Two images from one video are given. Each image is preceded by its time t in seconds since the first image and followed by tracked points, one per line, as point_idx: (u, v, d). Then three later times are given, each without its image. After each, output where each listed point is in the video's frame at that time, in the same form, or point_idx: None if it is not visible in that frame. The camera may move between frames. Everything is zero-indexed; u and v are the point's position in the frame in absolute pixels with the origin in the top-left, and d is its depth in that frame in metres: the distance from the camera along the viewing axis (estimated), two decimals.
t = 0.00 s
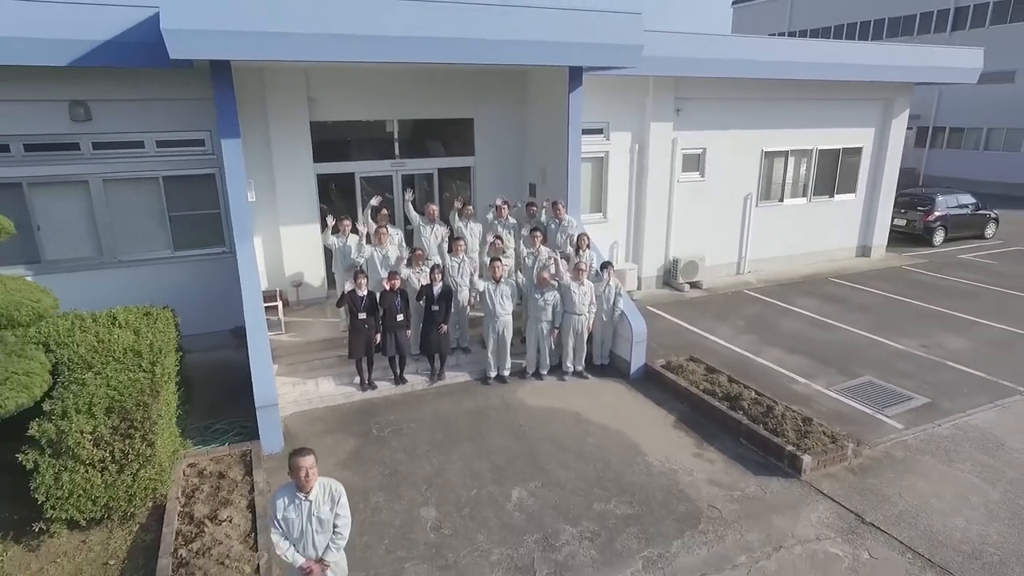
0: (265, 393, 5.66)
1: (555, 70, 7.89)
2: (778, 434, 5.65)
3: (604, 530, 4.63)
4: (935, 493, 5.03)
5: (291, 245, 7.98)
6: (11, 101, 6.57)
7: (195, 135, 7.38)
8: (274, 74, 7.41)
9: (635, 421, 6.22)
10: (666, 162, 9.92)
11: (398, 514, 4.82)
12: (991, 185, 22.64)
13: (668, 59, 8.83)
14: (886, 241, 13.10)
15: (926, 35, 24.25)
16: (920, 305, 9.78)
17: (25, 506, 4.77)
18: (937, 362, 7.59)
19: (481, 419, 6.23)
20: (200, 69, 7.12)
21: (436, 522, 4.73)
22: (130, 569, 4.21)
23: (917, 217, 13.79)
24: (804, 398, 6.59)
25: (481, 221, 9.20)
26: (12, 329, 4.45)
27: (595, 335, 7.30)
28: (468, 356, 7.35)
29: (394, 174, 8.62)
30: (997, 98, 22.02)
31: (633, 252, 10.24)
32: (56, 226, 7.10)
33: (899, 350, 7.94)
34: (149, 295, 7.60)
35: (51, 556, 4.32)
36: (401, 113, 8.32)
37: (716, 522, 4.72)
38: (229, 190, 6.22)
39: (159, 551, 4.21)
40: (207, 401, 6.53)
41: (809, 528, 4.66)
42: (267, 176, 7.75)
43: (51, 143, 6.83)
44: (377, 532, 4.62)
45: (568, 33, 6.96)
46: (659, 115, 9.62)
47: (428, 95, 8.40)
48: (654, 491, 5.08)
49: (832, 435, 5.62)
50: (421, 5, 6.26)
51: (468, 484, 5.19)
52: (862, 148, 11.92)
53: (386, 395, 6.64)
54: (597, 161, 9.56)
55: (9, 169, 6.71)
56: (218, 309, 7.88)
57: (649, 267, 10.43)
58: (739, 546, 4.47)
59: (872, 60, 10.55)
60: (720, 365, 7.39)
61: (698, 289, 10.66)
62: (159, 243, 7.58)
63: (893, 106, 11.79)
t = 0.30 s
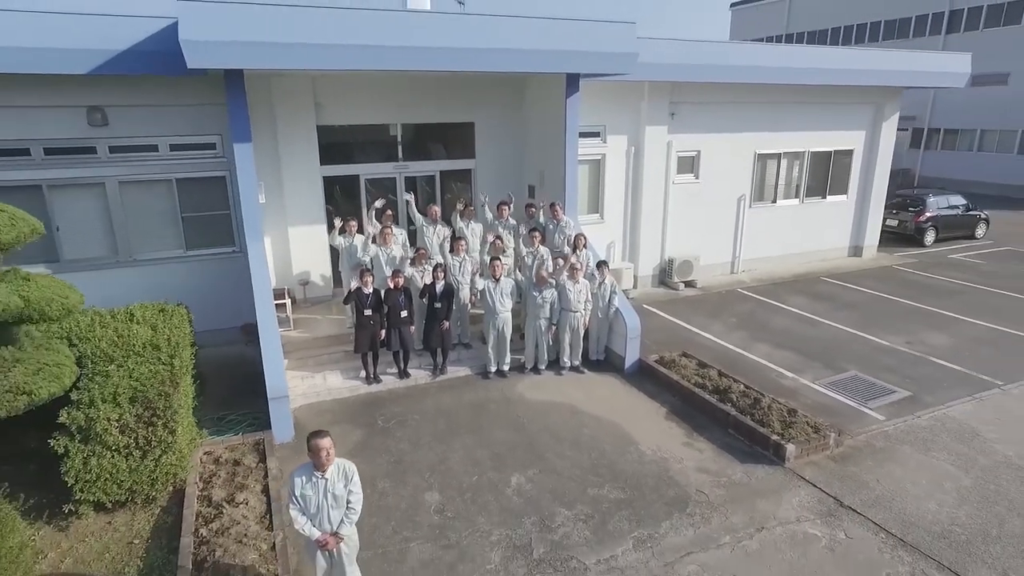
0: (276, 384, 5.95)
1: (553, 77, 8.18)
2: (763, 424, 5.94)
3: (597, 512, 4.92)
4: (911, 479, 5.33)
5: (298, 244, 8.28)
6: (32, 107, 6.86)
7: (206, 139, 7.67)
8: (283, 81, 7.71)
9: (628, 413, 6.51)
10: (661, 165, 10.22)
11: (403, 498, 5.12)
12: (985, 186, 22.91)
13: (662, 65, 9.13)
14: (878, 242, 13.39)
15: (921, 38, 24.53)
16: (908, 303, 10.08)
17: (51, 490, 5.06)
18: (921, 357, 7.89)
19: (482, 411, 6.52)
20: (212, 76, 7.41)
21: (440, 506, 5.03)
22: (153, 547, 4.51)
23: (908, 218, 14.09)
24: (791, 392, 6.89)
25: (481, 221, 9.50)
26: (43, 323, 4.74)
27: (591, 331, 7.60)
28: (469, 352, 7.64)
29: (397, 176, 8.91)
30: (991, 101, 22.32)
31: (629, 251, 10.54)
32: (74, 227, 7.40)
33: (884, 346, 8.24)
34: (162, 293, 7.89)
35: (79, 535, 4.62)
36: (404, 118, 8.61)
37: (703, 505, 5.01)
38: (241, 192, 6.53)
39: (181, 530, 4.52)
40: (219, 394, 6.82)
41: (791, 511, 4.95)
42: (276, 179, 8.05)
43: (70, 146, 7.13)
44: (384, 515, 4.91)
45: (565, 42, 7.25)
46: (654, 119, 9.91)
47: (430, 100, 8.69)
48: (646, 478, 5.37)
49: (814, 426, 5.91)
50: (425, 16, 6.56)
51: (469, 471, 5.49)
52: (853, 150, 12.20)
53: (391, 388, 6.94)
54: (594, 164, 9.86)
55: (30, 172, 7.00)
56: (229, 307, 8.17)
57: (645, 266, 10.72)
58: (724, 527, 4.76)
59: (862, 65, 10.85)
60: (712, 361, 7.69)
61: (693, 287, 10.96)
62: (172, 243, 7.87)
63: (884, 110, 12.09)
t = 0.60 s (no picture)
0: (287, 376, 6.24)
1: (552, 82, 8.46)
2: (751, 416, 6.23)
3: (592, 497, 5.21)
4: (889, 466, 5.61)
5: (305, 244, 8.57)
6: (51, 112, 7.16)
7: (218, 142, 7.95)
8: (291, 86, 8.01)
9: (623, 405, 6.80)
10: (656, 167, 10.51)
11: (408, 484, 5.41)
12: (979, 187, 23.19)
13: (657, 70, 9.42)
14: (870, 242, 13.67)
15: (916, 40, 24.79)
16: (896, 301, 10.37)
17: (76, 476, 5.36)
18: (906, 353, 8.18)
19: (483, 403, 6.81)
20: (223, 82, 7.71)
21: (443, 491, 5.32)
22: (174, 527, 4.82)
23: (900, 218, 14.38)
24: (779, 385, 7.18)
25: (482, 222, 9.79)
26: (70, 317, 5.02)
27: (588, 327, 7.89)
28: (471, 348, 7.89)
29: (400, 178, 9.20)
30: (985, 103, 22.61)
31: (625, 251, 10.83)
32: (91, 227, 7.69)
33: (871, 342, 8.53)
34: (174, 290, 8.19)
35: (104, 517, 4.92)
36: (407, 121, 8.90)
37: (691, 490, 5.30)
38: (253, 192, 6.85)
39: (200, 512, 4.82)
40: (231, 387, 7.12)
41: (774, 496, 5.24)
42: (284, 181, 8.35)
43: (87, 149, 7.42)
44: (390, 499, 5.20)
45: (562, 50, 7.55)
46: (650, 122, 10.20)
47: (433, 104, 8.97)
48: (638, 465, 5.66)
49: (799, 417, 6.20)
50: (428, 26, 6.87)
51: (471, 459, 5.78)
52: (845, 152, 12.49)
53: (395, 382, 7.23)
54: (591, 166, 10.15)
55: (49, 174, 7.30)
56: (238, 304, 8.47)
57: (641, 265, 11.02)
58: (711, 510, 5.05)
59: (851, 70, 11.14)
60: (704, 356, 7.98)
61: (688, 286, 11.25)
62: (184, 242, 8.16)
63: (874, 113, 12.39)
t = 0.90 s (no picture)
0: (296, 370, 6.53)
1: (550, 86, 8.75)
2: (739, 408, 6.53)
3: (586, 483, 5.51)
4: (869, 455, 5.91)
5: (311, 244, 8.86)
6: (68, 117, 7.45)
7: (227, 146, 8.24)
8: (299, 92, 8.30)
9: (617, 398, 7.10)
10: (652, 169, 10.80)
11: (412, 471, 5.71)
12: (974, 188, 23.48)
13: (652, 75, 9.72)
14: (862, 242, 13.96)
15: (911, 43, 25.09)
16: (885, 300, 10.66)
17: (98, 463, 5.67)
18: (892, 349, 8.47)
19: (483, 397, 7.11)
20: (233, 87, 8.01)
21: (445, 478, 5.62)
22: (192, 510, 5.12)
23: (892, 219, 14.67)
24: (768, 380, 7.48)
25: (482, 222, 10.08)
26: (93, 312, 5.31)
27: (584, 324, 8.19)
28: (471, 343, 8.26)
29: (403, 180, 9.49)
30: (980, 105, 22.89)
31: (622, 251, 11.13)
32: (105, 227, 8.00)
33: (859, 339, 8.82)
34: (185, 289, 8.48)
35: (125, 500, 5.21)
36: (410, 125, 9.20)
37: (680, 478, 5.59)
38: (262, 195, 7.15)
39: (217, 495, 5.12)
40: (241, 381, 7.42)
41: (759, 483, 5.53)
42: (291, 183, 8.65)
43: (102, 153, 7.73)
44: (395, 485, 5.50)
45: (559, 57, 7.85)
46: (646, 126, 10.50)
47: (435, 108, 9.26)
48: (631, 455, 5.96)
49: (785, 409, 6.50)
50: (430, 35, 7.16)
51: (471, 448, 6.08)
52: (837, 154, 12.78)
53: (399, 376, 7.52)
54: (589, 168, 10.44)
55: (67, 177, 7.61)
56: (247, 302, 8.76)
57: (637, 265, 11.31)
58: (699, 496, 5.34)
59: (842, 74, 11.44)
60: (696, 352, 8.28)
61: (683, 285, 11.55)
62: (195, 242, 8.46)
63: (866, 116, 12.68)
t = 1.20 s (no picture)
0: (304, 364, 6.83)
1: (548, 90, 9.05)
2: (728, 401, 6.83)
3: (581, 471, 5.80)
4: (851, 445, 6.20)
5: (317, 243, 9.15)
6: (84, 121, 7.75)
7: (236, 149, 8.53)
8: (305, 97, 8.60)
9: (612, 392, 7.39)
10: (648, 170, 11.10)
11: (415, 460, 6.00)
12: (968, 189, 23.77)
13: (647, 80, 10.01)
14: (855, 242, 14.24)
15: (906, 45, 25.38)
16: (875, 298, 10.95)
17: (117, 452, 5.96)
18: (878, 345, 8.76)
19: (483, 390, 7.40)
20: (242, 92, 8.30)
21: (447, 466, 5.91)
22: (208, 495, 5.42)
23: (884, 219, 14.96)
24: (757, 375, 7.77)
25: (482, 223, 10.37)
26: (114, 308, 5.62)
27: (581, 321, 8.48)
28: (472, 340, 8.57)
29: (406, 182, 9.79)
30: (973, 106, 23.19)
31: (618, 251, 11.42)
32: (119, 227, 8.29)
33: (847, 336, 9.12)
34: (195, 287, 8.77)
35: (145, 486, 5.51)
36: (412, 128, 9.49)
37: (671, 466, 5.88)
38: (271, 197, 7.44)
39: (231, 481, 5.43)
40: (251, 375, 7.72)
41: (745, 470, 5.82)
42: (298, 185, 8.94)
43: (117, 156, 8.03)
44: (400, 473, 5.79)
45: (555, 65, 8.17)
46: (641, 129, 10.80)
47: (436, 112, 9.55)
48: (624, 444, 6.25)
49: (772, 402, 6.79)
50: (431, 43, 7.47)
51: (472, 439, 6.37)
52: (830, 156, 13.06)
53: (402, 371, 7.82)
54: (586, 170, 10.73)
55: (82, 179, 7.91)
56: (255, 300, 9.05)
57: (633, 264, 11.60)
58: (688, 482, 5.63)
59: (833, 78, 11.73)
60: (689, 348, 8.57)
61: (678, 284, 11.84)
62: (204, 242, 8.75)
63: (857, 118, 12.97)
